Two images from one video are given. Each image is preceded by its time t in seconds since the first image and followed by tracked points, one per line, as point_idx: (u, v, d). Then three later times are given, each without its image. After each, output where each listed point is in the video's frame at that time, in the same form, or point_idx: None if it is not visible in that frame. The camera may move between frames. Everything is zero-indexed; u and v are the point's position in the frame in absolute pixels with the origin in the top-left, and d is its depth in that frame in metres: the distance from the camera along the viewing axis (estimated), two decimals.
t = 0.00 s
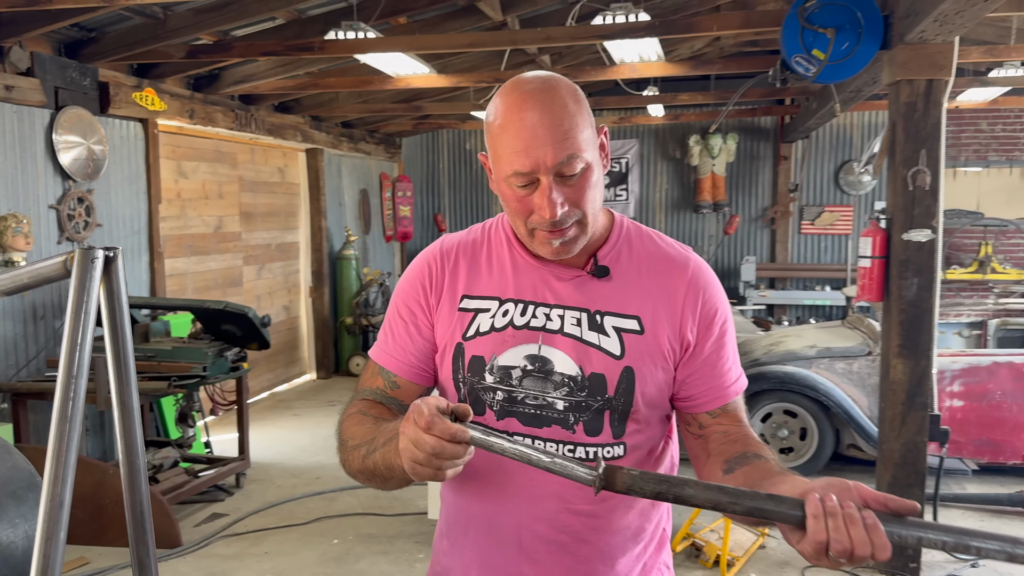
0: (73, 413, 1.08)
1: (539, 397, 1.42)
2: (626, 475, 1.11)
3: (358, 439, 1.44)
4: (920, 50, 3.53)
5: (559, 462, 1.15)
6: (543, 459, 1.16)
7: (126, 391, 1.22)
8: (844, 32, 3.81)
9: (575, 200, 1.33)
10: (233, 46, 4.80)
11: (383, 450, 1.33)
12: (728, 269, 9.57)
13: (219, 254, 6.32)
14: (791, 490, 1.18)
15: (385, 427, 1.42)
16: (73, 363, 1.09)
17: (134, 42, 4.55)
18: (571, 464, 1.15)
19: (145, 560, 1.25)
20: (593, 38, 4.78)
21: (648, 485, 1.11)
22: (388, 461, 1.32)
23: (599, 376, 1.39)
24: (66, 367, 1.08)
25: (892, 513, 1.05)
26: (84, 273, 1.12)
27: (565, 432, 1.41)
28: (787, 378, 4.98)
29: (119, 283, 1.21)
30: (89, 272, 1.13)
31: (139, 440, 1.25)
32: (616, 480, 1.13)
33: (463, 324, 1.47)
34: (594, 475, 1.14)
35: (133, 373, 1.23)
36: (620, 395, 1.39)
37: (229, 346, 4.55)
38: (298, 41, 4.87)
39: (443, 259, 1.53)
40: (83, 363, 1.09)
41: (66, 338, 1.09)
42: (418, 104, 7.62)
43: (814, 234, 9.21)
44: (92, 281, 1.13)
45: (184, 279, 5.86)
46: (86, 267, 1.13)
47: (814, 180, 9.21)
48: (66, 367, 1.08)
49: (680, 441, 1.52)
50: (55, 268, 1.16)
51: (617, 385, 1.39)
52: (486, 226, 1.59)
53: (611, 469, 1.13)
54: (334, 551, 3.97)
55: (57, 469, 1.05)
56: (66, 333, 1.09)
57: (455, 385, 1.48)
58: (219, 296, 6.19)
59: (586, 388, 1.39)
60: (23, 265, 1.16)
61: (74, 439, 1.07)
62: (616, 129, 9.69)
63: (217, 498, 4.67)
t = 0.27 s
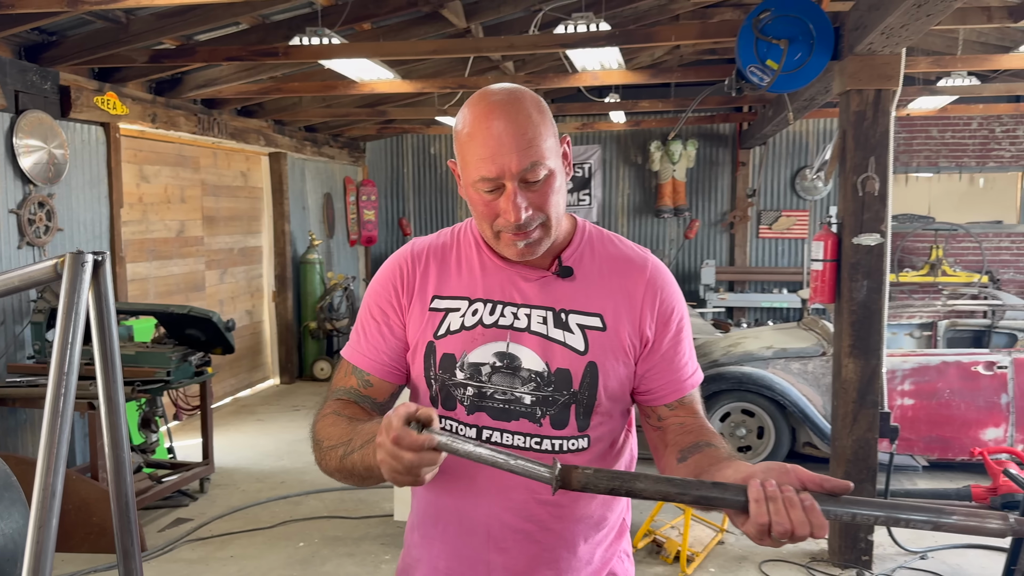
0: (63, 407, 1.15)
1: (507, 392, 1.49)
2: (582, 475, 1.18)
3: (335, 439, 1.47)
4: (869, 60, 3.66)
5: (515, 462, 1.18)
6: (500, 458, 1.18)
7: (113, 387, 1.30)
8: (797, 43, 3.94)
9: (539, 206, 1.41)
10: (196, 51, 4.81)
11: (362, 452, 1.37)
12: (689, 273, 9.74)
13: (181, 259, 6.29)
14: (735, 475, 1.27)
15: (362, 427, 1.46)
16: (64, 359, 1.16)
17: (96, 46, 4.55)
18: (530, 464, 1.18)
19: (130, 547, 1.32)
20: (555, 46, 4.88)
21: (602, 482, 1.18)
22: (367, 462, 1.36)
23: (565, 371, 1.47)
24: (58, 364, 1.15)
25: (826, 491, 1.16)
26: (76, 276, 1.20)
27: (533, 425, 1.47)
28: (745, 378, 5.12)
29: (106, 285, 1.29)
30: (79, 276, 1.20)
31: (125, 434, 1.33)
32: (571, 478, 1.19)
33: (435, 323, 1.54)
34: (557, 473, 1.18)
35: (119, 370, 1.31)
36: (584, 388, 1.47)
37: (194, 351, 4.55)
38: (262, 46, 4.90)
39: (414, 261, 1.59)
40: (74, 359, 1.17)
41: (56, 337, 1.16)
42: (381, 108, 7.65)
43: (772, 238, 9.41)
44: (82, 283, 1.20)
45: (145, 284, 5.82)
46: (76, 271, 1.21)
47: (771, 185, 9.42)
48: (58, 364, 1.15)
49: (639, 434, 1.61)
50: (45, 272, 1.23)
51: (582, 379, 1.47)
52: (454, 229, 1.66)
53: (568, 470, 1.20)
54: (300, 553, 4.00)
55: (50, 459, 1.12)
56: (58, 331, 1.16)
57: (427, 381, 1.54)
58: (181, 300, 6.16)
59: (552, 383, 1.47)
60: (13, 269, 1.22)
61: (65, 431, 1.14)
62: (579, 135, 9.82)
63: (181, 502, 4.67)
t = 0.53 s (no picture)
0: (39, 395, 1.25)
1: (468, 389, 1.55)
2: (535, 459, 1.27)
3: (300, 440, 1.52)
4: (823, 69, 3.79)
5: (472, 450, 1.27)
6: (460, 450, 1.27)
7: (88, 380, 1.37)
8: (754, 52, 4.06)
9: (495, 208, 1.48)
10: (163, 54, 4.83)
11: (326, 453, 1.43)
12: (655, 276, 9.89)
13: (148, 262, 6.28)
14: (677, 465, 1.35)
15: (328, 429, 1.51)
16: (40, 352, 1.25)
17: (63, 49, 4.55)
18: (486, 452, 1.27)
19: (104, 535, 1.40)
20: (521, 53, 4.97)
21: (553, 467, 1.26)
22: (332, 465, 1.42)
23: (523, 368, 1.54)
24: (35, 356, 1.24)
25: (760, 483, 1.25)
26: (52, 275, 1.29)
27: (492, 420, 1.54)
28: (707, 378, 5.24)
29: (83, 283, 1.37)
30: (56, 274, 1.29)
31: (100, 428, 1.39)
32: (525, 462, 1.27)
33: (399, 323, 1.60)
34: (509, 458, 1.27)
35: (94, 367, 1.37)
36: (541, 384, 1.53)
37: (161, 354, 4.56)
38: (230, 50, 4.92)
39: (378, 263, 1.65)
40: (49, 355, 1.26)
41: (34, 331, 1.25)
42: (350, 112, 7.69)
43: (736, 241, 9.58)
44: (59, 281, 1.29)
45: (112, 287, 5.79)
46: (53, 270, 1.30)
47: (735, 189, 9.61)
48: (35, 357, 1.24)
49: (595, 428, 1.69)
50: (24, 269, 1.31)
51: (538, 376, 1.53)
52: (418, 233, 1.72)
53: (522, 454, 1.27)
54: (268, 554, 4.03)
55: (26, 444, 1.22)
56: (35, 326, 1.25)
57: (390, 379, 1.60)
58: (148, 303, 6.14)
59: (511, 379, 1.54)
60: None
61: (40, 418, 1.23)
62: (547, 139, 9.92)
63: (148, 505, 4.67)
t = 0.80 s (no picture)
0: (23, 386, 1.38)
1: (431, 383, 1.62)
2: (492, 470, 1.33)
3: (267, 436, 1.58)
4: (785, 76, 3.90)
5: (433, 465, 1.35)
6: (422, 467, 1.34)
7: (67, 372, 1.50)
8: (719, 59, 4.16)
9: (455, 211, 1.55)
10: (138, 58, 4.86)
11: (291, 451, 1.49)
12: (630, 277, 10.02)
13: (123, 264, 6.29)
14: (627, 454, 1.44)
15: (291, 428, 1.57)
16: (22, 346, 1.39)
17: (36, 52, 4.57)
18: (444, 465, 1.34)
19: (81, 516, 1.54)
20: (493, 58, 5.05)
21: (509, 475, 1.33)
22: (297, 461, 1.47)
23: (483, 363, 1.61)
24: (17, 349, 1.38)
25: (703, 465, 1.33)
26: (34, 274, 1.42)
27: (453, 413, 1.61)
28: (677, 377, 5.34)
29: (60, 282, 1.51)
30: (37, 274, 1.43)
31: (77, 416, 1.53)
32: (481, 475, 1.34)
33: (365, 320, 1.67)
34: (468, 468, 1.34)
35: (71, 357, 1.50)
36: (500, 378, 1.61)
37: (135, 355, 4.58)
38: (204, 54, 4.96)
39: (345, 264, 1.73)
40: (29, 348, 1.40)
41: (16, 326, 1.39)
42: (325, 114, 7.73)
43: (708, 243, 9.73)
44: (39, 281, 1.43)
45: (86, 290, 5.80)
46: (34, 270, 1.43)
47: (707, 192, 9.76)
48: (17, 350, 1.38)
49: (553, 421, 1.76)
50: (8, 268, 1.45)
51: (498, 370, 1.61)
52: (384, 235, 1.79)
53: (478, 467, 1.34)
54: (243, 554, 4.07)
55: (10, 428, 1.36)
56: (18, 323, 1.40)
57: (357, 373, 1.67)
58: (122, 305, 6.15)
59: (472, 374, 1.61)
60: None
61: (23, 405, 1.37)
62: (522, 142, 10.01)
63: (123, 506, 4.69)
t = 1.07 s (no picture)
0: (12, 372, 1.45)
1: (408, 373, 1.68)
2: (464, 443, 1.40)
3: (252, 424, 1.64)
4: (760, 77, 3.99)
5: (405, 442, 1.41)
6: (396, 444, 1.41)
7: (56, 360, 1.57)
8: (696, 61, 4.24)
9: (427, 206, 1.62)
10: (122, 58, 4.88)
11: (273, 439, 1.55)
12: (613, 277, 10.11)
13: (107, 263, 6.31)
14: (594, 439, 1.50)
15: (276, 416, 1.64)
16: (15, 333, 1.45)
17: (20, 51, 4.60)
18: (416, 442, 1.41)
19: (71, 496, 1.61)
20: (475, 59, 5.12)
21: (481, 449, 1.40)
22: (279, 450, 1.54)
23: (459, 354, 1.67)
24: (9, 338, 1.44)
25: (665, 448, 1.40)
26: (22, 265, 1.49)
27: (430, 402, 1.67)
28: (657, 373, 5.42)
29: (51, 274, 1.58)
30: (25, 265, 1.49)
31: (66, 405, 1.60)
32: (455, 447, 1.41)
33: (344, 314, 1.73)
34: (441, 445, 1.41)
35: (60, 345, 1.57)
36: (475, 368, 1.67)
37: (120, 353, 4.61)
38: (188, 54, 4.99)
39: (324, 260, 1.78)
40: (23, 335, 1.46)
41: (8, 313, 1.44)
42: (309, 114, 7.77)
43: (690, 242, 9.84)
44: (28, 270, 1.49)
45: (70, 289, 5.81)
46: (24, 261, 1.49)
47: (689, 192, 9.87)
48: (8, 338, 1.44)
49: (527, 410, 1.83)
50: None
51: (473, 361, 1.67)
52: (362, 231, 1.85)
53: (451, 440, 1.41)
54: (228, 549, 4.11)
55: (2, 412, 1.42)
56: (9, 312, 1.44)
57: (336, 365, 1.72)
58: (107, 304, 6.17)
59: (447, 364, 1.67)
60: None
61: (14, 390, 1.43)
62: (506, 142, 10.08)
63: (108, 503, 4.72)
